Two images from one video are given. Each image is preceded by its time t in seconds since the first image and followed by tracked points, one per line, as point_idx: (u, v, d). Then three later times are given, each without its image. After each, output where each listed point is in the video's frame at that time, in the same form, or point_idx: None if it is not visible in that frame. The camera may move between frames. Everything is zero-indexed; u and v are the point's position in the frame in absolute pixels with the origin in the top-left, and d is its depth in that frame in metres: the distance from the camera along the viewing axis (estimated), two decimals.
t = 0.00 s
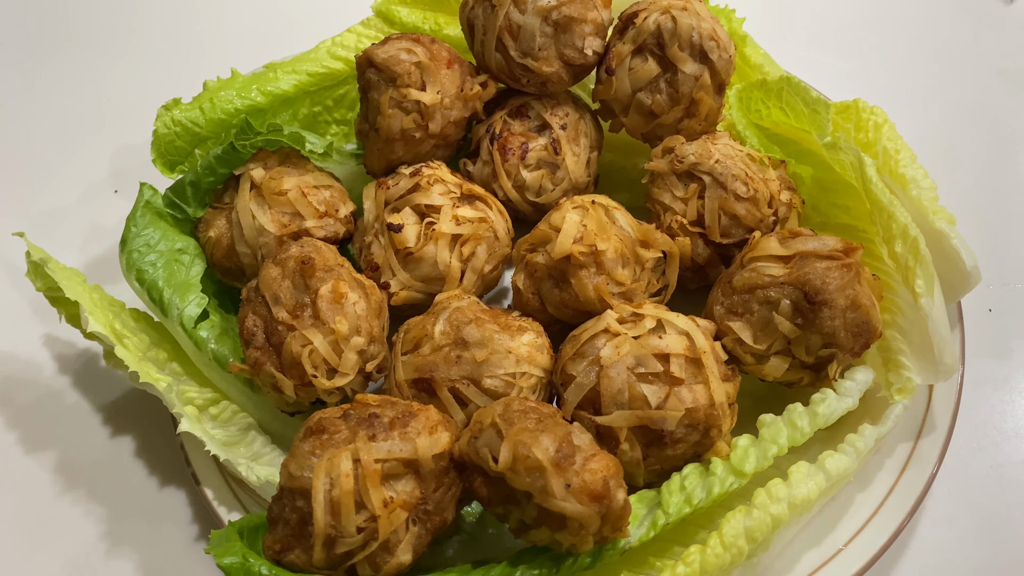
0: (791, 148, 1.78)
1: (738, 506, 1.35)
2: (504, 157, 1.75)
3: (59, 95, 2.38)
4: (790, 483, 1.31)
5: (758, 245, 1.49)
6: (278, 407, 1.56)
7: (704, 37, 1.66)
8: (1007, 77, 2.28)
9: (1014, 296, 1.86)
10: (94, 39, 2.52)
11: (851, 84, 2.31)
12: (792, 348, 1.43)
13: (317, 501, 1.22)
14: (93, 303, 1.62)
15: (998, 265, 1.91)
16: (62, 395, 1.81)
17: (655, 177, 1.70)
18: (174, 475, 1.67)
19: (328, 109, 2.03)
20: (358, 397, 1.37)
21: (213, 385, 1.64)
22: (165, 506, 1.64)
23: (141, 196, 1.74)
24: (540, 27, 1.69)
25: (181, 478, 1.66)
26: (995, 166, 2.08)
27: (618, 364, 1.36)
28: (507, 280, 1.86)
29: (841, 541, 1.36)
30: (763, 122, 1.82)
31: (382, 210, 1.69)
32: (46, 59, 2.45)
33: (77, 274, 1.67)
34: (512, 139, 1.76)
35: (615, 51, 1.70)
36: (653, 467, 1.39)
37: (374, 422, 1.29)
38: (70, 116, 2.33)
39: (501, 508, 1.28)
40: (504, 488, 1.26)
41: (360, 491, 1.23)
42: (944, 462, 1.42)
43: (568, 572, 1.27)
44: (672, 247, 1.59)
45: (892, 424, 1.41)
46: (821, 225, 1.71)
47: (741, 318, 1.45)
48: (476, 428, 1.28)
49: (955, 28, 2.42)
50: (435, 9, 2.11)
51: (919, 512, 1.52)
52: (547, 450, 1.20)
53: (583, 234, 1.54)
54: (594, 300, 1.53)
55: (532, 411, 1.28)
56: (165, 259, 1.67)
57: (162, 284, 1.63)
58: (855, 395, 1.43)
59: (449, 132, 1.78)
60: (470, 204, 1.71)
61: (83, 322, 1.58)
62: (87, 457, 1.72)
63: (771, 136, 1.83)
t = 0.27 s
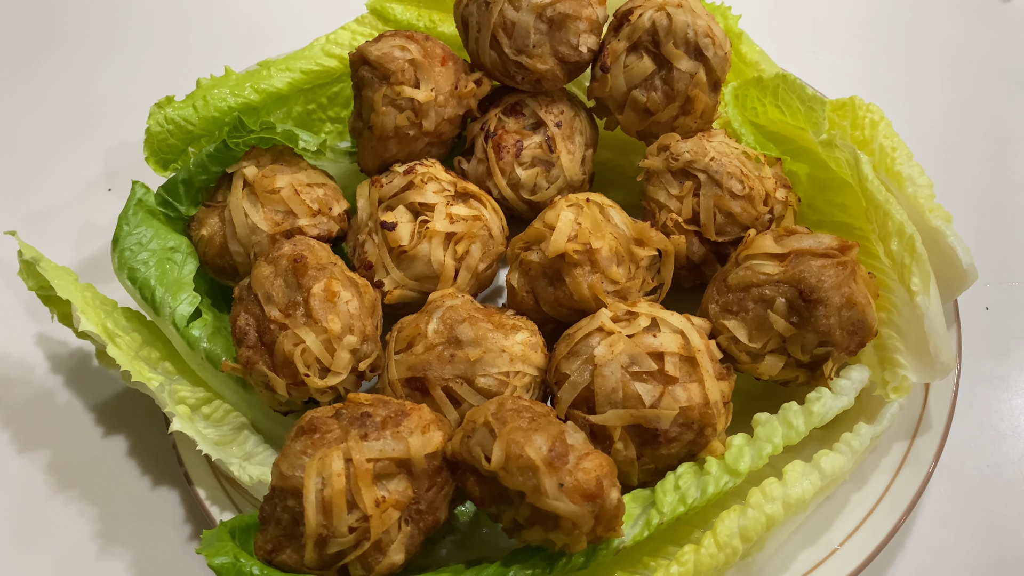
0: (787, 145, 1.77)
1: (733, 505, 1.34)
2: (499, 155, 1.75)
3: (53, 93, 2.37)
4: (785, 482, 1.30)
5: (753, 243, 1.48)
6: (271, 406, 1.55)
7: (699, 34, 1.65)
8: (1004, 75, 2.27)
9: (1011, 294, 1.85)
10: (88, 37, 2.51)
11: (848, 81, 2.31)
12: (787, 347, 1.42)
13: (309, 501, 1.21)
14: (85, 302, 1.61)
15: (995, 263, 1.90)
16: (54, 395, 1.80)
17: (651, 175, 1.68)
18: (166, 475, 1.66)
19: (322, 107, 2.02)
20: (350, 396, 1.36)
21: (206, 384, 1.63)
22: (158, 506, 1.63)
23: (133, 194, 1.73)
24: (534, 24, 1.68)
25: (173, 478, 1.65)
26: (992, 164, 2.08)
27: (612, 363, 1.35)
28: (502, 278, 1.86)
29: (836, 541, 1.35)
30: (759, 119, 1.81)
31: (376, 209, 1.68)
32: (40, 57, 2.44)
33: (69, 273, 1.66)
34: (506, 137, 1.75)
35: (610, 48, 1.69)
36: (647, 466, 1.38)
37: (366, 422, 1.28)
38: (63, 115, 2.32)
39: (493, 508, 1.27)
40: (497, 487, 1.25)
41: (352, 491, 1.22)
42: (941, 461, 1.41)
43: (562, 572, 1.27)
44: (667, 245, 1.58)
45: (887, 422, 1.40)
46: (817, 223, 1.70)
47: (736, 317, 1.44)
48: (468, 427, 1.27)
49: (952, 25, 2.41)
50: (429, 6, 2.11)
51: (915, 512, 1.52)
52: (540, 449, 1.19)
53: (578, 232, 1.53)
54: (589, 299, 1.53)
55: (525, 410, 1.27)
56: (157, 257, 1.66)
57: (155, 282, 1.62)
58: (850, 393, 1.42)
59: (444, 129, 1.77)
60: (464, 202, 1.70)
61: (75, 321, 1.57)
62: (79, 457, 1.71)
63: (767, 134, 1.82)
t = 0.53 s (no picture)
0: (785, 143, 1.77)
1: (731, 503, 1.34)
2: (497, 153, 1.75)
3: (52, 91, 2.37)
4: (784, 480, 1.30)
5: (752, 240, 1.48)
6: (269, 404, 1.55)
7: (698, 32, 1.65)
8: (1003, 73, 2.27)
9: (1010, 292, 1.85)
10: (87, 36, 2.51)
11: (847, 79, 2.31)
12: (785, 344, 1.42)
13: (307, 498, 1.21)
14: (83, 301, 1.61)
15: (994, 262, 1.91)
16: (53, 393, 1.80)
17: (649, 173, 1.68)
18: (165, 473, 1.66)
19: (321, 105, 2.02)
20: (348, 394, 1.36)
21: (204, 382, 1.63)
22: (156, 504, 1.63)
23: (132, 192, 1.73)
24: (533, 22, 1.68)
25: (172, 476, 1.65)
26: (992, 162, 2.08)
27: (610, 361, 1.35)
28: (500, 276, 1.86)
29: (835, 538, 1.35)
30: (757, 117, 1.81)
31: (375, 207, 1.68)
32: (40, 56, 2.44)
33: (68, 271, 1.66)
34: (505, 135, 1.75)
35: (608, 46, 1.69)
36: (645, 464, 1.38)
37: (365, 419, 1.28)
38: (62, 113, 2.32)
39: (492, 505, 1.27)
40: (495, 485, 1.25)
41: (350, 488, 1.22)
42: (939, 459, 1.41)
43: (560, 569, 1.27)
44: (665, 243, 1.58)
45: (886, 420, 1.40)
46: (815, 221, 1.70)
47: (734, 315, 1.44)
48: (467, 425, 1.27)
49: (951, 24, 2.41)
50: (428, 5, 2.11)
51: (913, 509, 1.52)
52: (538, 447, 1.19)
53: (576, 230, 1.53)
54: (587, 297, 1.53)
55: (523, 408, 1.27)
56: (155, 255, 1.66)
57: (153, 281, 1.62)
58: (849, 391, 1.42)
59: (442, 128, 1.77)
60: (463, 200, 1.70)
61: (73, 320, 1.57)
62: (77, 455, 1.71)
63: (765, 132, 1.82)
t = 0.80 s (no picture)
0: (784, 143, 1.78)
1: (729, 501, 1.35)
2: (497, 153, 1.75)
3: (53, 91, 2.38)
4: (781, 478, 1.31)
5: (750, 240, 1.49)
6: (270, 403, 1.56)
7: (697, 33, 1.66)
8: (1001, 73, 2.28)
9: (1008, 291, 1.86)
10: (88, 36, 2.52)
11: (845, 80, 2.31)
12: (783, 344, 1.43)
13: (307, 497, 1.22)
14: (84, 300, 1.62)
15: (992, 261, 1.91)
16: (54, 392, 1.81)
17: (648, 173, 1.69)
18: (166, 472, 1.67)
19: (321, 106, 2.03)
20: (348, 393, 1.36)
21: (205, 382, 1.63)
22: (157, 503, 1.64)
23: (133, 192, 1.74)
24: (532, 23, 1.69)
25: (173, 475, 1.66)
26: (990, 162, 2.08)
27: (609, 360, 1.35)
28: (500, 276, 1.86)
29: (833, 537, 1.36)
30: (756, 118, 1.81)
31: (375, 207, 1.69)
32: (41, 56, 2.45)
33: (69, 271, 1.66)
34: (504, 135, 1.76)
35: (608, 47, 1.70)
36: (644, 462, 1.38)
37: (365, 418, 1.28)
38: (63, 113, 2.33)
39: (491, 504, 1.27)
40: (494, 484, 1.26)
41: (350, 487, 1.23)
42: (936, 458, 1.42)
43: (558, 567, 1.27)
44: (664, 242, 1.58)
45: (884, 419, 1.41)
46: (814, 221, 1.71)
47: (733, 314, 1.45)
48: (466, 423, 1.28)
49: (950, 24, 2.42)
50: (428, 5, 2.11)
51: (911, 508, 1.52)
52: (537, 445, 1.20)
53: (575, 230, 1.53)
54: (586, 296, 1.53)
55: (522, 407, 1.28)
56: (156, 255, 1.67)
57: (154, 280, 1.62)
58: (846, 390, 1.42)
59: (442, 128, 1.77)
60: (462, 200, 1.70)
61: (75, 319, 1.58)
62: (78, 454, 1.72)
63: (764, 132, 1.82)
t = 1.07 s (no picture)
0: (784, 142, 1.78)
1: (730, 500, 1.35)
2: (497, 152, 1.75)
3: (54, 90, 2.38)
4: (782, 476, 1.31)
5: (750, 239, 1.49)
6: (270, 402, 1.56)
7: (697, 32, 1.66)
8: (1002, 72, 2.28)
9: (1009, 290, 1.86)
10: (88, 35, 2.52)
11: (846, 78, 2.31)
12: (784, 342, 1.43)
13: (308, 495, 1.22)
14: (85, 299, 1.62)
15: (993, 260, 1.91)
16: (55, 391, 1.81)
17: (648, 172, 1.69)
18: (166, 471, 1.67)
19: (322, 105, 2.03)
20: (349, 391, 1.36)
21: (206, 380, 1.63)
22: (158, 501, 1.64)
23: (133, 191, 1.74)
24: (533, 22, 1.69)
25: (173, 474, 1.66)
26: (991, 161, 2.08)
27: (609, 358, 1.35)
28: (500, 275, 1.86)
29: (833, 535, 1.36)
30: (756, 116, 1.81)
31: (375, 205, 1.69)
32: (43, 55, 2.45)
33: (70, 270, 1.67)
34: (505, 134, 1.76)
35: (608, 46, 1.70)
36: (644, 461, 1.38)
37: (365, 416, 1.28)
38: (64, 113, 2.33)
39: (491, 502, 1.27)
40: (494, 482, 1.26)
41: (350, 485, 1.23)
42: (937, 456, 1.42)
43: (559, 566, 1.27)
44: (665, 241, 1.58)
45: (884, 417, 1.40)
46: (814, 220, 1.71)
47: (733, 312, 1.45)
48: (466, 422, 1.28)
49: (951, 23, 2.42)
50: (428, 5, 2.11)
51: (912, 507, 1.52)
52: (537, 443, 1.20)
53: (576, 229, 1.54)
54: (587, 295, 1.53)
55: (523, 405, 1.28)
56: (157, 254, 1.67)
57: (154, 279, 1.62)
58: (847, 388, 1.42)
59: (443, 127, 1.77)
60: (463, 198, 1.70)
61: (75, 318, 1.58)
62: (79, 453, 1.72)
63: (765, 131, 1.82)
